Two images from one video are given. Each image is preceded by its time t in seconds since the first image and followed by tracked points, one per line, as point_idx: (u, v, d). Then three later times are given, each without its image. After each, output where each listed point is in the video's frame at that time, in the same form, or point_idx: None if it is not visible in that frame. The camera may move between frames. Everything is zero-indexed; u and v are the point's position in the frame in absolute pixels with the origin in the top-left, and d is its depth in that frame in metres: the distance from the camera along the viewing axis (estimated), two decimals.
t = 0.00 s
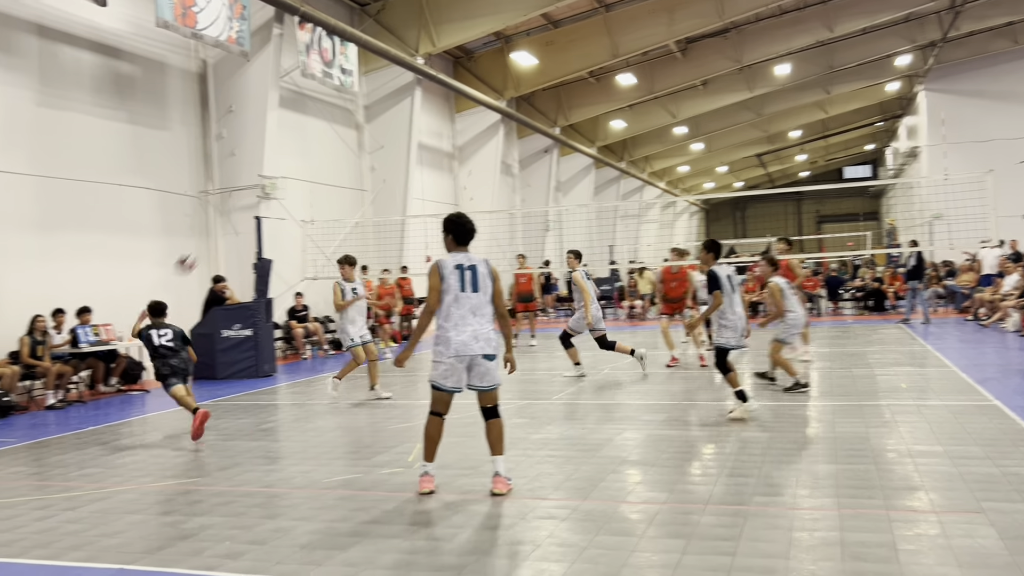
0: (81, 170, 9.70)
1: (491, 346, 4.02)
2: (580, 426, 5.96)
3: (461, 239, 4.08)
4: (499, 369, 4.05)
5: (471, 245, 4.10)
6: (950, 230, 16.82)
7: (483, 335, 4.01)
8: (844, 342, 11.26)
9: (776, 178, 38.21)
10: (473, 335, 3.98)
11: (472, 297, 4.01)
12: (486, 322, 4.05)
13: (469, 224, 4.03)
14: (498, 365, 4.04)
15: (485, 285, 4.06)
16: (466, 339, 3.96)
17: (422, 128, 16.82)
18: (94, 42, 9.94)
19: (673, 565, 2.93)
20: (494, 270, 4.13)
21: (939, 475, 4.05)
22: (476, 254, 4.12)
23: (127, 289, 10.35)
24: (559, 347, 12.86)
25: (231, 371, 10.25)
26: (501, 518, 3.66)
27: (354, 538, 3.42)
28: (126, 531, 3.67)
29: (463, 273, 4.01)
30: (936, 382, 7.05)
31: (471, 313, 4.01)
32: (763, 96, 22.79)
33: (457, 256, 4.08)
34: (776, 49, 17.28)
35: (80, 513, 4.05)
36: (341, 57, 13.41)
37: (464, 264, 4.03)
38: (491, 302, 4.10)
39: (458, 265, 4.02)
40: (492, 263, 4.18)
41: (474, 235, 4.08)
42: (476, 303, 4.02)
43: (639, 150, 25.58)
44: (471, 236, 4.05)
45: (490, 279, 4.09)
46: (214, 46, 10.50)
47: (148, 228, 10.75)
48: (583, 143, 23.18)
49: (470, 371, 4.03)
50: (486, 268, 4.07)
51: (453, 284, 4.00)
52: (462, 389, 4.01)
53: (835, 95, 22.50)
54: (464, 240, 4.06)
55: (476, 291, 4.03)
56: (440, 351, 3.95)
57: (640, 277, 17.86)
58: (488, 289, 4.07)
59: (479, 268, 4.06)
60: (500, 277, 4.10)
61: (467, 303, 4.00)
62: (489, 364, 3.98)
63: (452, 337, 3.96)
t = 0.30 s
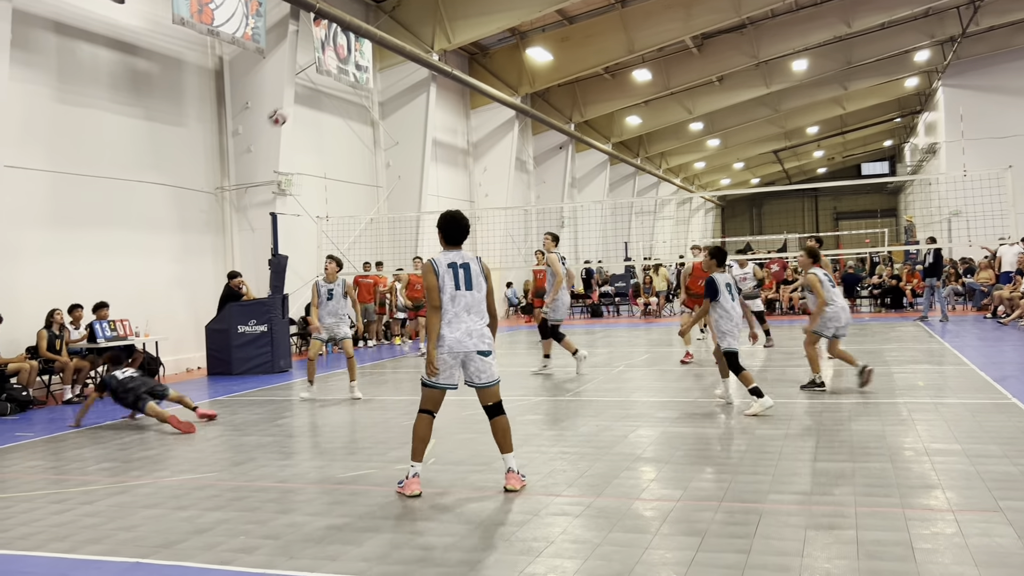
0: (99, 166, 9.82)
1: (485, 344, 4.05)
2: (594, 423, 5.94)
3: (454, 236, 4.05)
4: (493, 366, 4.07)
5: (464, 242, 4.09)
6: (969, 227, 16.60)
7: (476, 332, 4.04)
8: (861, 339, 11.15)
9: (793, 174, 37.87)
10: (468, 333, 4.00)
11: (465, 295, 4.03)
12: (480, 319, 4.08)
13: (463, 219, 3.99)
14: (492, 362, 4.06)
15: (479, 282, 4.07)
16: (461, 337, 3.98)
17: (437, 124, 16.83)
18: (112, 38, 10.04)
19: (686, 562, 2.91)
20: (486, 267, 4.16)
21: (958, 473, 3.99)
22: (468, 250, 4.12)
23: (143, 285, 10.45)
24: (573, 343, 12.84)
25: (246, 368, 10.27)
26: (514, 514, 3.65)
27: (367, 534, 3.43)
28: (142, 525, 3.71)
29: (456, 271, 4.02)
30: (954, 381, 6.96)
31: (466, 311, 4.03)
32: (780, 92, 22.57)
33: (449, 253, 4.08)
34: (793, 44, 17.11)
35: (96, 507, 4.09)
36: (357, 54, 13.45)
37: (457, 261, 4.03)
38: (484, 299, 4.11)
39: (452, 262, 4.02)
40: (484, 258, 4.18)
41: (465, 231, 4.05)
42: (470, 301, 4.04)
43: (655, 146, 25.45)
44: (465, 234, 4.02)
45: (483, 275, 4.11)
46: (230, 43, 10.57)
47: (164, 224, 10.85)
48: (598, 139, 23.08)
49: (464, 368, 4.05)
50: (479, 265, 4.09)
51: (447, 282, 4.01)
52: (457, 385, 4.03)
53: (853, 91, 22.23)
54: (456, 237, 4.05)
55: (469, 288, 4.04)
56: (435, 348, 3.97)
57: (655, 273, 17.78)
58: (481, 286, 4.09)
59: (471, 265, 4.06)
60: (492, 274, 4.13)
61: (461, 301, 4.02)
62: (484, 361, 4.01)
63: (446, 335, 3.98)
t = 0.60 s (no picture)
0: (107, 162, 9.85)
1: (463, 341, 4.19)
2: (601, 421, 5.93)
3: (426, 233, 4.19)
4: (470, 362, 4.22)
5: (436, 238, 4.22)
6: (979, 225, 16.50)
7: (454, 329, 4.17)
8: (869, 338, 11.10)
9: (801, 172, 37.72)
10: (446, 331, 4.13)
11: (439, 293, 4.16)
12: (456, 316, 4.22)
13: (435, 215, 4.13)
14: (469, 358, 4.21)
15: (452, 278, 4.20)
16: (440, 336, 4.11)
17: (444, 121, 16.82)
18: (121, 35, 10.08)
19: (694, 560, 2.90)
20: (459, 261, 4.28)
21: (967, 472, 3.96)
22: (441, 247, 4.24)
23: (152, 281, 10.50)
24: (580, 341, 12.83)
25: (255, 364, 10.45)
26: (521, 511, 3.65)
27: (375, 530, 3.44)
28: (150, 521, 3.73)
29: (429, 269, 4.16)
30: (963, 379, 6.92)
31: (442, 307, 4.17)
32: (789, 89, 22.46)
33: (421, 250, 4.21)
34: (802, 41, 17.02)
35: (105, 503, 4.12)
36: (364, 51, 13.45)
37: (430, 259, 4.16)
38: (459, 295, 4.25)
39: (425, 260, 4.16)
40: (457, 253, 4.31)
41: (435, 227, 4.19)
42: (445, 298, 4.17)
43: (663, 144, 25.38)
44: (438, 231, 4.17)
45: (456, 271, 4.23)
46: (238, 40, 10.59)
47: (173, 220, 10.89)
48: (606, 136, 22.98)
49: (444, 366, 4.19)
50: (452, 261, 4.22)
51: (421, 280, 4.15)
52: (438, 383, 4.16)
53: (861, 88, 22.08)
54: (428, 234, 4.19)
55: (444, 285, 4.17)
56: (414, 348, 4.09)
57: (662, 271, 17.73)
58: (455, 282, 4.22)
59: (444, 261, 4.19)
60: (466, 268, 4.25)
61: (436, 299, 4.15)
62: (462, 358, 4.16)
63: (425, 334, 4.11)
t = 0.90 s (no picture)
0: (108, 159, 9.85)
1: (455, 339, 4.23)
2: (602, 419, 5.94)
3: (419, 235, 4.25)
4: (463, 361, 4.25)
5: (430, 240, 4.26)
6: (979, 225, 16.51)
7: (446, 328, 4.20)
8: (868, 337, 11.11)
9: (800, 172, 37.73)
10: (438, 330, 4.17)
11: (431, 293, 4.21)
12: (448, 315, 4.24)
13: (427, 219, 4.21)
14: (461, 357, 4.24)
15: (444, 278, 4.22)
16: (432, 335, 4.16)
17: (445, 120, 16.82)
18: (122, 33, 10.07)
19: (696, 559, 2.91)
20: (452, 261, 4.28)
21: (967, 471, 3.97)
22: (435, 248, 4.28)
23: (152, 279, 10.51)
24: (580, 340, 12.84)
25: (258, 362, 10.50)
26: (523, 509, 3.66)
27: (377, 528, 3.44)
28: (153, 519, 3.74)
29: (420, 269, 4.21)
30: (962, 379, 6.93)
31: (433, 307, 4.20)
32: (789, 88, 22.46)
33: (415, 252, 4.27)
34: (803, 41, 17.01)
35: (107, 500, 4.13)
36: (366, 49, 13.45)
37: (421, 260, 4.22)
38: (452, 295, 4.27)
39: (415, 261, 4.22)
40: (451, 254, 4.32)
41: (428, 230, 4.24)
42: (436, 298, 4.20)
43: (663, 143, 25.39)
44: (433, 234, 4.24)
45: (448, 271, 4.24)
46: (239, 38, 10.58)
47: (174, 218, 10.89)
48: (606, 135, 22.99)
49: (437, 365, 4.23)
50: (444, 262, 4.23)
51: (412, 280, 4.22)
52: (432, 380, 4.22)
53: (862, 87, 22.09)
54: (422, 236, 4.25)
55: (435, 285, 4.21)
56: (407, 348, 4.15)
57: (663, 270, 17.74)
58: (446, 282, 4.23)
59: (436, 262, 4.22)
60: (458, 269, 4.25)
61: (427, 298, 4.20)
62: (454, 356, 4.19)
63: (417, 333, 4.16)
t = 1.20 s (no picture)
0: (102, 157, 9.80)
1: (451, 335, 4.25)
2: (597, 417, 5.96)
3: (426, 233, 4.26)
4: (457, 356, 4.27)
5: (435, 238, 4.27)
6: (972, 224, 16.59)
7: (442, 324, 4.23)
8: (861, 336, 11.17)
9: (794, 171, 37.87)
10: (434, 325, 4.21)
11: (429, 289, 4.23)
12: (446, 311, 4.27)
13: (432, 218, 4.19)
14: (455, 352, 4.26)
15: (443, 276, 4.24)
16: (428, 329, 4.20)
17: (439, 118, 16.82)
18: (116, 30, 10.02)
19: (693, 555, 2.92)
20: (454, 261, 4.31)
21: (961, 469, 4.00)
22: (437, 246, 4.29)
23: (146, 276, 10.47)
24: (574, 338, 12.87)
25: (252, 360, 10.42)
26: (520, 506, 3.67)
27: (374, 526, 3.45)
28: (149, 516, 3.73)
29: (421, 265, 4.23)
30: (954, 377, 6.97)
31: (431, 303, 4.23)
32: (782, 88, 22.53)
33: (419, 249, 4.29)
34: (797, 40, 17.06)
35: (103, 498, 4.11)
36: (360, 47, 13.42)
37: (422, 257, 4.24)
38: (451, 292, 4.29)
39: (418, 257, 4.25)
40: (453, 253, 4.33)
41: (434, 228, 4.24)
42: (434, 294, 4.23)
43: (657, 142, 25.44)
44: (438, 232, 4.23)
45: (448, 270, 4.26)
46: (234, 35, 10.54)
47: (167, 216, 10.85)
48: (600, 134, 23.02)
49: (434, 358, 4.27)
50: (445, 261, 4.26)
51: (412, 275, 4.24)
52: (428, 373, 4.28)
53: (855, 87, 22.18)
54: (426, 233, 4.26)
55: (434, 282, 4.23)
56: (403, 341, 4.21)
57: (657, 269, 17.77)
58: (446, 280, 4.25)
59: (437, 260, 4.24)
60: (459, 268, 4.27)
61: (425, 294, 4.23)
62: (450, 351, 4.22)
63: (414, 326, 4.21)
